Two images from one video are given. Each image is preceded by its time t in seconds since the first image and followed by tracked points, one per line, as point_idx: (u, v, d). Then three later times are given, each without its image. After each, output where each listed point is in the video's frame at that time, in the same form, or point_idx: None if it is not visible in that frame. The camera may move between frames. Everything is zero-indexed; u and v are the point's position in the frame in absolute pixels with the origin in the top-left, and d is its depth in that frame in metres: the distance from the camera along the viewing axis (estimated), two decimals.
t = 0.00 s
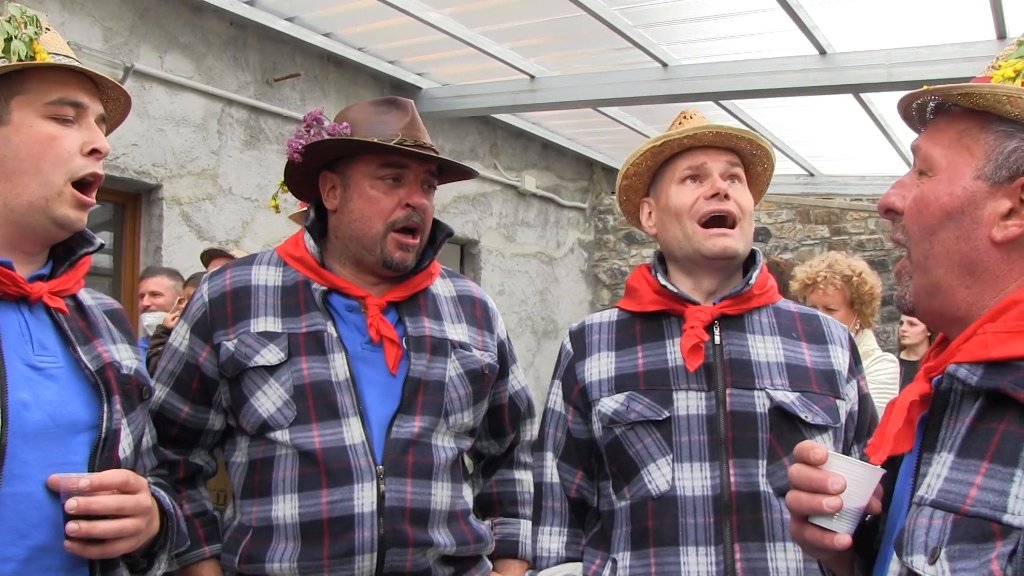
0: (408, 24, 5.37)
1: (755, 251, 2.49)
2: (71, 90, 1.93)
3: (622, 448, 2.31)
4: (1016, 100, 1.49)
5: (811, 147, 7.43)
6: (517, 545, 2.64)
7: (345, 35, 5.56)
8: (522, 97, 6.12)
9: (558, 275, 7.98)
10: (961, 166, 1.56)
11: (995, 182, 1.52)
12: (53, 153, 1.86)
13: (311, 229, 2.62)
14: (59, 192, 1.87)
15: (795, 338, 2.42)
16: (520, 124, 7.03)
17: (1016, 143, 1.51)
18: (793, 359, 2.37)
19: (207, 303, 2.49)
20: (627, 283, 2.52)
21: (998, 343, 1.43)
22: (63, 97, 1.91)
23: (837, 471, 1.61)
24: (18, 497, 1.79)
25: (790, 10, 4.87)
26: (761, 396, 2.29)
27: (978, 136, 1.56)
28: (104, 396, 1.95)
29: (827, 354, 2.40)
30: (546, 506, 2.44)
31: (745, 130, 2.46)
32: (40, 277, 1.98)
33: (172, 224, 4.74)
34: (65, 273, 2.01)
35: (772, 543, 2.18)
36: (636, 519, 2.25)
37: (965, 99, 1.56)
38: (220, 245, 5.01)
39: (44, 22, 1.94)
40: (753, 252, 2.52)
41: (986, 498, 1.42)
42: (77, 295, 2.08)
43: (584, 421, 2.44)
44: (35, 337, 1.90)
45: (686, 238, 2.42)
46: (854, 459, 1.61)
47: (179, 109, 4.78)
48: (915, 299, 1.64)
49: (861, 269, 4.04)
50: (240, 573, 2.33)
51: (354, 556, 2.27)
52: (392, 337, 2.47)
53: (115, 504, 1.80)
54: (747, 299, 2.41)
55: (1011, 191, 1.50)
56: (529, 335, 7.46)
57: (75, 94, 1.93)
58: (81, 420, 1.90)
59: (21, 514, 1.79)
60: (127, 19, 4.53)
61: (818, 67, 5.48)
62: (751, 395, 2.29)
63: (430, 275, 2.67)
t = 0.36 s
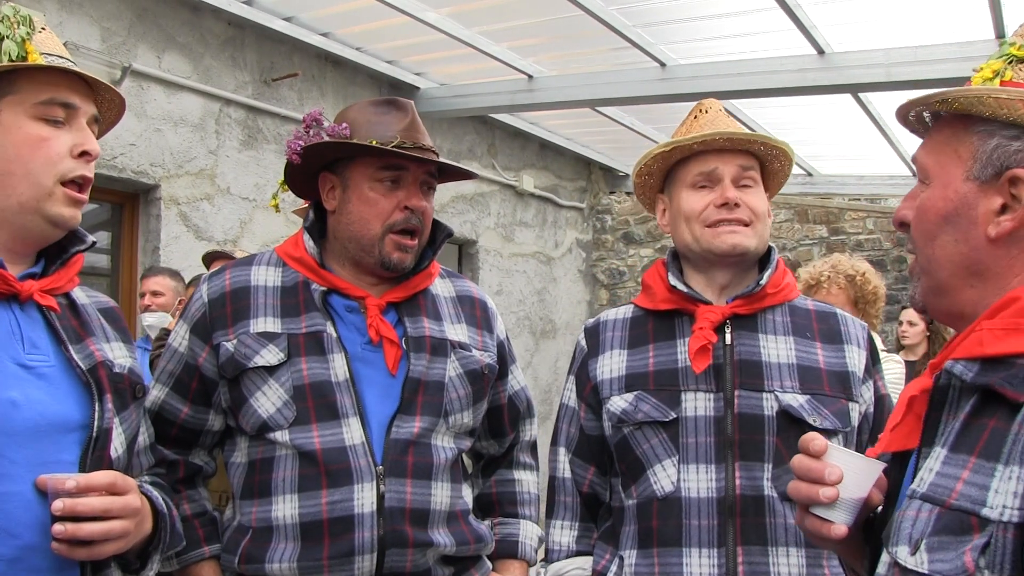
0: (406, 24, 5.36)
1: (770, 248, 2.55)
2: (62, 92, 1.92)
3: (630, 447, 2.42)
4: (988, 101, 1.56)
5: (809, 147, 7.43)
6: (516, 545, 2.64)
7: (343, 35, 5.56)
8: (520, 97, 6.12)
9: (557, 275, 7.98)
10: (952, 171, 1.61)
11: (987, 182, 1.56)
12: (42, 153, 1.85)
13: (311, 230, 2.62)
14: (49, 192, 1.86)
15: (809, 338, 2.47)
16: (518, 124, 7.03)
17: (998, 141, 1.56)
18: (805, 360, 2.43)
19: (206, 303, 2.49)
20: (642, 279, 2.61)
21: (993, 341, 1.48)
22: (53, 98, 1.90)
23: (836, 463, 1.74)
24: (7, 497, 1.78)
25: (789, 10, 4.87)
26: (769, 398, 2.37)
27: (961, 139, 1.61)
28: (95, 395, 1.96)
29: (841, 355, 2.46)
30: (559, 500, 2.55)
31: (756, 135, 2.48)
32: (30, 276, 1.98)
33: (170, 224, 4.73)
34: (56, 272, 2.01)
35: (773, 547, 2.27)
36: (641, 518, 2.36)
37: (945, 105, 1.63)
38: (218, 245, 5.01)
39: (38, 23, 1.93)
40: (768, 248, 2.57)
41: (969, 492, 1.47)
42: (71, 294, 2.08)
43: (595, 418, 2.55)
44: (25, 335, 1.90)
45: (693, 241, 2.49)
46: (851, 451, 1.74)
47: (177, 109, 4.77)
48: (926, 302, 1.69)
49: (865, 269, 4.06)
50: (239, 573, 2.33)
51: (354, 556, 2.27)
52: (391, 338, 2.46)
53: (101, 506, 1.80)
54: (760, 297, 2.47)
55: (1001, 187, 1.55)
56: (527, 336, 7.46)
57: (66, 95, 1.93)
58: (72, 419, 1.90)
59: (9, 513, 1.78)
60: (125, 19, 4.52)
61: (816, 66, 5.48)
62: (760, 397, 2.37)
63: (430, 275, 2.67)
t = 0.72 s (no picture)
0: (401, 24, 5.36)
1: (777, 244, 2.57)
2: (45, 95, 1.92)
3: (627, 443, 2.48)
4: (1005, 90, 1.57)
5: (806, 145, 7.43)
6: (513, 544, 2.64)
7: (338, 35, 5.55)
8: (516, 96, 6.12)
9: (554, 274, 7.97)
10: (963, 159, 1.63)
11: (995, 171, 1.58)
12: (21, 155, 1.85)
13: (304, 232, 2.61)
14: (28, 192, 1.86)
15: (813, 338, 2.47)
16: (515, 123, 7.02)
17: (1010, 130, 1.57)
18: (806, 361, 2.44)
19: (200, 304, 2.48)
20: (652, 274, 2.67)
21: (981, 332, 1.52)
22: (35, 101, 1.89)
23: (827, 450, 1.79)
24: None
25: (785, 8, 4.87)
26: (763, 402, 2.40)
27: (979, 126, 1.63)
28: (82, 397, 1.95)
29: (846, 356, 2.45)
30: (568, 490, 2.64)
31: (753, 141, 2.47)
32: (17, 277, 1.98)
33: (166, 225, 4.73)
34: (42, 273, 2.01)
35: (759, 552, 2.30)
36: (636, 514, 2.43)
37: (964, 93, 1.65)
38: (214, 246, 5.01)
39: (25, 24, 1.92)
40: (776, 242, 2.58)
41: (944, 481, 1.51)
42: (60, 296, 2.09)
43: (599, 411, 2.62)
44: (11, 338, 1.90)
45: (694, 247, 2.52)
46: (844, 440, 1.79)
47: (172, 110, 4.76)
48: (935, 290, 1.72)
49: (859, 268, 4.09)
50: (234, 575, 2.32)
51: (348, 557, 2.27)
52: (385, 338, 2.46)
53: (84, 509, 1.80)
54: (760, 297, 2.48)
55: (1009, 177, 1.56)
56: (525, 335, 7.45)
57: (48, 99, 1.92)
58: (59, 422, 1.90)
59: None
60: (120, 20, 4.51)
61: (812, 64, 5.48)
62: (754, 399, 2.40)
63: (425, 275, 2.67)
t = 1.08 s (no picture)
0: (400, 23, 5.36)
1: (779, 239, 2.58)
2: (42, 92, 1.92)
3: (623, 440, 2.54)
4: (1016, 89, 1.59)
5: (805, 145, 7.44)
6: (513, 543, 2.64)
7: (337, 34, 5.55)
8: (515, 95, 6.12)
9: (552, 274, 7.98)
10: (968, 155, 1.65)
11: (998, 170, 1.60)
12: (17, 153, 1.85)
13: (306, 231, 2.62)
14: (23, 191, 1.87)
15: (809, 342, 2.46)
16: (514, 123, 7.02)
17: (1017, 129, 1.59)
18: (799, 366, 2.43)
19: (202, 303, 2.49)
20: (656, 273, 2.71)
21: (985, 332, 1.54)
22: (30, 98, 1.90)
23: (830, 450, 1.81)
24: None
25: (785, 8, 4.88)
26: (749, 406, 2.41)
27: (986, 123, 1.65)
28: (81, 396, 1.96)
29: (842, 361, 2.42)
30: (578, 479, 2.71)
31: (747, 137, 2.47)
32: (16, 275, 1.99)
33: (165, 223, 4.73)
34: (41, 272, 2.02)
35: (736, 556, 2.32)
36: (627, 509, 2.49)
37: (976, 88, 1.66)
38: (214, 245, 5.01)
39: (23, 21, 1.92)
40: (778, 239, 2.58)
41: (951, 481, 1.52)
42: (60, 294, 2.09)
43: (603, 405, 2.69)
44: (10, 337, 1.90)
45: (693, 245, 2.54)
46: (846, 439, 1.81)
47: (171, 108, 4.76)
48: (933, 286, 1.74)
49: (846, 267, 4.11)
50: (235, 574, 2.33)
51: (349, 557, 2.27)
52: (387, 338, 2.46)
53: (82, 507, 1.79)
54: (754, 299, 2.48)
55: (1011, 177, 1.58)
56: (523, 334, 7.46)
57: (45, 96, 1.92)
58: (57, 420, 1.91)
59: None
60: (119, 19, 4.51)
61: (811, 64, 5.48)
62: (741, 404, 2.41)
63: (426, 275, 2.67)
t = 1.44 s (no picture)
0: (399, 23, 5.35)
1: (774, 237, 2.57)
2: (42, 91, 1.92)
3: (619, 439, 2.57)
4: (1012, 89, 1.59)
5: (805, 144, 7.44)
6: (512, 543, 2.64)
7: (337, 33, 5.55)
8: (514, 95, 6.12)
9: (552, 273, 7.98)
10: (966, 157, 1.65)
11: (996, 170, 1.60)
12: (16, 153, 1.85)
13: (305, 231, 2.61)
14: (23, 191, 1.86)
15: (802, 343, 2.44)
16: (513, 122, 7.02)
17: (1015, 130, 1.59)
18: (789, 368, 2.42)
19: (200, 304, 2.48)
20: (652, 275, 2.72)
21: (991, 333, 1.53)
22: (29, 97, 1.89)
23: (834, 453, 1.81)
24: None
25: (784, 7, 4.88)
26: (739, 408, 2.40)
27: (982, 125, 1.65)
28: (81, 396, 1.96)
29: (834, 363, 2.39)
30: (581, 475, 2.74)
31: (737, 141, 2.46)
32: (16, 275, 1.99)
33: (164, 223, 4.73)
34: (41, 272, 2.01)
35: (725, 557, 2.32)
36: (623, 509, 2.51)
37: (971, 89, 1.66)
38: (213, 245, 5.01)
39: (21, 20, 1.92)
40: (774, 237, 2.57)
41: (961, 482, 1.52)
42: (60, 294, 2.09)
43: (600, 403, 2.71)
44: (9, 337, 1.90)
45: (685, 246, 2.54)
46: (849, 442, 1.81)
47: (171, 108, 4.76)
48: (932, 289, 1.73)
49: (831, 263, 4.27)
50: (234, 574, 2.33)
51: (350, 557, 2.27)
52: (386, 338, 2.46)
53: (79, 508, 1.78)
54: (746, 301, 2.47)
55: (1009, 177, 1.58)
56: (523, 334, 7.45)
57: (44, 95, 1.92)
58: (56, 421, 1.90)
59: None
60: (118, 18, 4.50)
61: (811, 63, 5.48)
62: (732, 405, 2.41)
63: (424, 275, 2.67)
